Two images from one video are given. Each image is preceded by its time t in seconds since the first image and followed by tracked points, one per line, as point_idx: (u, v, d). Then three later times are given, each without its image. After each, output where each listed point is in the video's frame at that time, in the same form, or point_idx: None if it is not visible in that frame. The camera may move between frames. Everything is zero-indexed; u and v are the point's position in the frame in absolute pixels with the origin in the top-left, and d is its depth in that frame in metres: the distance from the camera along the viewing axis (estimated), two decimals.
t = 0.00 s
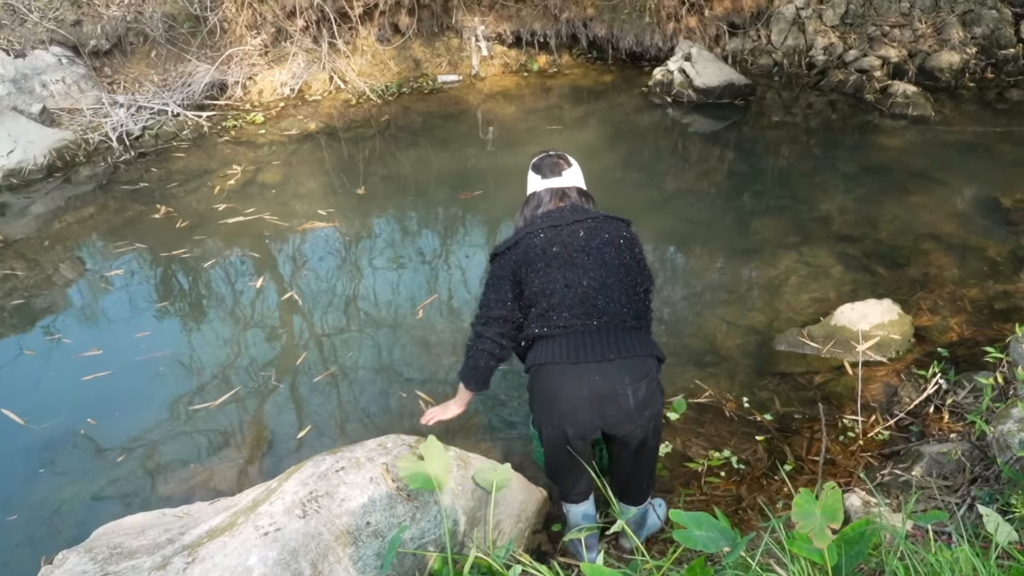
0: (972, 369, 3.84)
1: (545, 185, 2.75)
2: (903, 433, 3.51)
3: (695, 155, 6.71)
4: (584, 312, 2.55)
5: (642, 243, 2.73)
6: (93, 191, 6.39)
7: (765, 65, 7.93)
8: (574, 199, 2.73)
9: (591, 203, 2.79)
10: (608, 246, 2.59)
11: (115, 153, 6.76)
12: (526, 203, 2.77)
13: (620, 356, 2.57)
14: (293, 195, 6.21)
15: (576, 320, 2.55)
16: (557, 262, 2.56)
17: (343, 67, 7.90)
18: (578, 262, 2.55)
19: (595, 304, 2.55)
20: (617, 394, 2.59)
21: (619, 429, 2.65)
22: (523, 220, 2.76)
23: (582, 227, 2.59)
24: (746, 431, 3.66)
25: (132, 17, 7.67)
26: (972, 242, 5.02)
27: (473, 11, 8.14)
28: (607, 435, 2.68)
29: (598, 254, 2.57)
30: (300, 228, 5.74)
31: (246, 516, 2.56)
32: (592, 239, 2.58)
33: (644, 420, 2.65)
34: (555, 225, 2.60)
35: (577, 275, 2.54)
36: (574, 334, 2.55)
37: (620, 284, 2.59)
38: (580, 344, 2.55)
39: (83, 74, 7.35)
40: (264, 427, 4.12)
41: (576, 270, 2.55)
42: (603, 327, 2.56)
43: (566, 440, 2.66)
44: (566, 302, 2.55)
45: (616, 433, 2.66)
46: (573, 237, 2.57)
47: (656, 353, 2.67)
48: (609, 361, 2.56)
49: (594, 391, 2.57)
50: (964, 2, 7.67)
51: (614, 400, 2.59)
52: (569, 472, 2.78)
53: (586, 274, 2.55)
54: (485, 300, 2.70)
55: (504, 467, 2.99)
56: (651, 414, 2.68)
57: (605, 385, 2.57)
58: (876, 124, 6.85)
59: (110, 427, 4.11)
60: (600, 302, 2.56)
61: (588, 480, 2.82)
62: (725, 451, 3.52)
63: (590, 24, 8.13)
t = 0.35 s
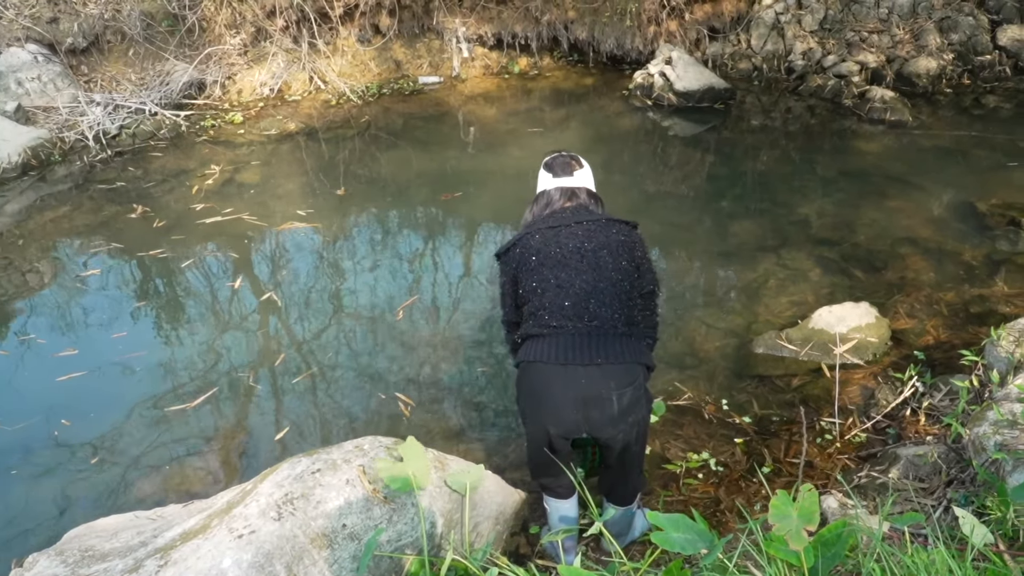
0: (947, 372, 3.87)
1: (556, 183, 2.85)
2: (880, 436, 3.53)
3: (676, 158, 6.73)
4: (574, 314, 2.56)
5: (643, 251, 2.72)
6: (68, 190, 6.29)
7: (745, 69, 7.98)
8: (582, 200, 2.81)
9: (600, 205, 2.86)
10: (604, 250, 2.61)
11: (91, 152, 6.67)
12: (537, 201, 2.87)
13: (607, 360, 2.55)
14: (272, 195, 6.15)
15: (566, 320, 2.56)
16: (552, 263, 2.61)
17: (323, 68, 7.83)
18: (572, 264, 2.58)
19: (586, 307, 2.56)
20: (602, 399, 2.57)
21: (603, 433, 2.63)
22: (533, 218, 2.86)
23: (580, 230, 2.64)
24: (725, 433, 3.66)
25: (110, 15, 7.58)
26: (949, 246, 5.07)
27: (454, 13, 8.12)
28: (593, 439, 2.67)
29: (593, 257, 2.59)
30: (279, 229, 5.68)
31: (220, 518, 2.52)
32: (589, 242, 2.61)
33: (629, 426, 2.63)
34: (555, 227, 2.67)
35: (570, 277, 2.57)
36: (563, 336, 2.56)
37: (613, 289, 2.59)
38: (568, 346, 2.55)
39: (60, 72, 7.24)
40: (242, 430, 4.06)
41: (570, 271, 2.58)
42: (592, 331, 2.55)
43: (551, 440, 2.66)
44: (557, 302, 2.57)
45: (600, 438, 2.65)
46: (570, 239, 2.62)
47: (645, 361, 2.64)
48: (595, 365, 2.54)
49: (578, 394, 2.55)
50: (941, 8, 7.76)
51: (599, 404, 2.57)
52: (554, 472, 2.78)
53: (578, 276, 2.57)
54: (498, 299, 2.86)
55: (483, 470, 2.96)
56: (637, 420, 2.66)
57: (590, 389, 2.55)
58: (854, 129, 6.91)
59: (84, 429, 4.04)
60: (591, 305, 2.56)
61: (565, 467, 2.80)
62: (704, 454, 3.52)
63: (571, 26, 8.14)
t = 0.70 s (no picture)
0: (930, 370, 3.89)
1: (578, 178, 2.79)
2: (864, 433, 3.54)
3: (661, 157, 6.74)
4: (564, 305, 2.54)
5: (652, 256, 2.66)
6: (49, 189, 6.22)
7: (729, 69, 8.01)
8: (603, 199, 2.75)
9: (619, 207, 2.81)
10: (607, 249, 2.56)
11: (73, 151, 6.60)
12: (557, 194, 2.81)
13: (590, 354, 2.53)
14: (255, 194, 6.10)
15: (556, 310, 2.55)
16: (554, 252, 2.58)
17: (307, 66, 7.80)
18: (574, 256, 2.55)
19: (578, 299, 2.54)
20: (581, 391, 2.56)
21: (581, 424, 2.63)
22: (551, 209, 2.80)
23: (589, 225, 2.60)
24: (710, 431, 3.66)
25: (92, 13, 7.51)
26: (932, 245, 5.11)
27: (439, 12, 8.10)
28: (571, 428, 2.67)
29: (595, 253, 2.55)
30: (264, 228, 5.64)
31: (203, 518, 2.48)
32: (594, 238, 2.57)
33: (607, 421, 2.62)
34: (566, 218, 2.63)
35: (568, 268, 2.55)
36: (550, 324, 2.55)
37: (609, 288, 2.55)
38: (552, 334, 2.55)
39: (41, 70, 7.16)
40: (226, 430, 4.03)
41: (569, 263, 2.56)
42: (579, 323, 2.54)
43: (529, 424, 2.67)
44: (551, 290, 2.56)
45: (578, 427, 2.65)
46: (575, 232, 2.58)
47: (630, 361, 2.62)
48: (577, 358, 2.53)
49: (557, 383, 2.55)
50: (924, 8, 7.82)
51: (578, 396, 2.57)
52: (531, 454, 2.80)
53: (575, 269, 2.55)
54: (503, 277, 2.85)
55: (468, 469, 2.94)
56: (616, 417, 2.65)
57: (570, 380, 2.55)
58: (838, 128, 6.94)
59: (67, 430, 4.00)
60: (582, 300, 2.54)
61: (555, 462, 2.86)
62: (689, 451, 3.52)
63: (556, 26, 8.14)
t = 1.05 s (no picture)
0: (919, 354, 3.91)
1: (594, 175, 2.78)
2: (853, 417, 3.56)
3: (650, 143, 6.73)
4: (556, 284, 2.55)
5: (655, 252, 2.63)
6: (34, 180, 6.15)
7: (718, 54, 8.00)
8: (615, 196, 2.72)
9: (631, 207, 2.78)
10: (607, 236, 2.54)
11: (57, 141, 6.53)
12: (572, 188, 2.80)
13: (574, 334, 2.53)
14: (242, 182, 6.05)
15: (547, 288, 2.56)
16: (555, 234, 2.59)
17: (293, 54, 7.73)
18: (573, 239, 2.55)
19: (569, 281, 2.53)
20: (562, 369, 2.57)
21: (562, 403, 2.64)
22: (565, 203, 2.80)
23: (596, 213, 2.59)
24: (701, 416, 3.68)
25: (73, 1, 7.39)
26: (920, 229, 5.13)
27: None
28: (553, 407, 2.68)
29: (594, 239, 2.54)
30: (252, 216, 5.60)
31: (193, 506, 2.47)
32: (598, 225, 2.56)
33: (587, 403, 2.62)
34: (574, 205, 2.64)
35: (564, 250, 2.55)
36: (539, 300, 2.57)
37: (605, 274, 2.53)
38: (540, 310, 2.56)
39: (23, 59, 7.05)
40: (217, 419, 4.01)
41: (567, 245, 2.56)
42: (566, 304, 2.54)
43: (513, 397, 2.70)
44: (544, 269, 2.57)
45: (560, 406, 2.66)
46: (580, 217, 2.58)
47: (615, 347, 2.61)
48: (561, 336, 2.53)
49: (540, 359, 2.57)
50: None
51: (558, 374, 2.58)
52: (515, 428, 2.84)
53: (572, 251, 2.54)
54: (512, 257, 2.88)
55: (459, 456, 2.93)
56: (597, 400, 2.64)
57: (552, 358, 2.55)
58: (827, 113, 6.95)
59: (56, 421, 3.97)
60: (574, 281, 2.53)
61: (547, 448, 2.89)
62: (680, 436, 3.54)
63: (544, 11, 8.09)
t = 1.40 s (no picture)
0: (910, 343, 3.91)
1: (622, 165, 2.68)
2: (844, 406, 3.56)
3: (641, 133, 6.70)
4: (560, 273, 2.52)
5: (671, 251, 2.55)
6: (20, 169, 6.07)
7: (709, 44, 7.98)
8: (643, 189, 2.62)
9: (658, 201, 2.69)
10: (620, 231, 2.48)
11: (44, 130, 6.46)
12: (599, 177, 2.71)
13: (570, 324, 2.51)
14: (232, 172, 6.00)
15: (550, 275, 2.53)
16: (568, 223, 2.54)
17: (283, 43, 7.66)
18: (585, 230, 2.50)
19: (574, 271, 2.50)
20: (557, 358, 2.56)
21: (556, 390, 2.64)
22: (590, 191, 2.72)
23: (615, 206, 2.53)
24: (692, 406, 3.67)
25: None
26: (910, 219, 5.13)
27: None
28: (549, 393, 2.68)
29: (606, 231, 2.49)
30: (242, 207, 5.55)
31: (180, 498, 2.44)
32: (612, 218, 2.50)
33: (580, 393, 2.61)
34: (593, 194, 2.57)
35: (574, 240, 2.51)
36: (541, 287, 2.55)
37: (611, 269, 2.48)
38: (541, 297, 2.55)
39: (9, 47, 6.95)
40: (206, 411, 3.97)
41: (578, 235, 2.51)
42: (568, 294, 2.51)
43: (512, 378, 2.72)
44: (551, 256, 2.54)
45: (554, 393, 2.66)
46: (596, 208, 2.52)
47: (614, 341, 2.58)
48: (558, 324, 2.52)
49: (537, 345, 2.57)
50: None
51: (553, 362, 2.57)
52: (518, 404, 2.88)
53: (581, 242, 2.50)
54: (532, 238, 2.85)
55: (449, 447, 2.90)
56: (591, 390, 2.63)
57: (548, 345, 2.55)
58: (818, 104, 6.94)
59: (44, 413, 3.94)
60: (579, 273, 2.49)
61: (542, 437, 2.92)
62: (671, 426, 3.54)
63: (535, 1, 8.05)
